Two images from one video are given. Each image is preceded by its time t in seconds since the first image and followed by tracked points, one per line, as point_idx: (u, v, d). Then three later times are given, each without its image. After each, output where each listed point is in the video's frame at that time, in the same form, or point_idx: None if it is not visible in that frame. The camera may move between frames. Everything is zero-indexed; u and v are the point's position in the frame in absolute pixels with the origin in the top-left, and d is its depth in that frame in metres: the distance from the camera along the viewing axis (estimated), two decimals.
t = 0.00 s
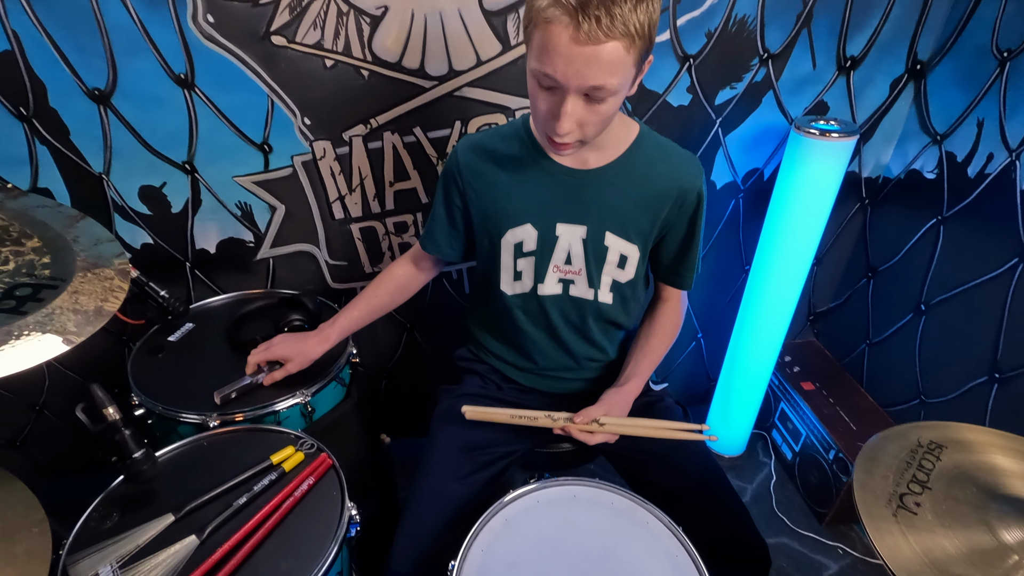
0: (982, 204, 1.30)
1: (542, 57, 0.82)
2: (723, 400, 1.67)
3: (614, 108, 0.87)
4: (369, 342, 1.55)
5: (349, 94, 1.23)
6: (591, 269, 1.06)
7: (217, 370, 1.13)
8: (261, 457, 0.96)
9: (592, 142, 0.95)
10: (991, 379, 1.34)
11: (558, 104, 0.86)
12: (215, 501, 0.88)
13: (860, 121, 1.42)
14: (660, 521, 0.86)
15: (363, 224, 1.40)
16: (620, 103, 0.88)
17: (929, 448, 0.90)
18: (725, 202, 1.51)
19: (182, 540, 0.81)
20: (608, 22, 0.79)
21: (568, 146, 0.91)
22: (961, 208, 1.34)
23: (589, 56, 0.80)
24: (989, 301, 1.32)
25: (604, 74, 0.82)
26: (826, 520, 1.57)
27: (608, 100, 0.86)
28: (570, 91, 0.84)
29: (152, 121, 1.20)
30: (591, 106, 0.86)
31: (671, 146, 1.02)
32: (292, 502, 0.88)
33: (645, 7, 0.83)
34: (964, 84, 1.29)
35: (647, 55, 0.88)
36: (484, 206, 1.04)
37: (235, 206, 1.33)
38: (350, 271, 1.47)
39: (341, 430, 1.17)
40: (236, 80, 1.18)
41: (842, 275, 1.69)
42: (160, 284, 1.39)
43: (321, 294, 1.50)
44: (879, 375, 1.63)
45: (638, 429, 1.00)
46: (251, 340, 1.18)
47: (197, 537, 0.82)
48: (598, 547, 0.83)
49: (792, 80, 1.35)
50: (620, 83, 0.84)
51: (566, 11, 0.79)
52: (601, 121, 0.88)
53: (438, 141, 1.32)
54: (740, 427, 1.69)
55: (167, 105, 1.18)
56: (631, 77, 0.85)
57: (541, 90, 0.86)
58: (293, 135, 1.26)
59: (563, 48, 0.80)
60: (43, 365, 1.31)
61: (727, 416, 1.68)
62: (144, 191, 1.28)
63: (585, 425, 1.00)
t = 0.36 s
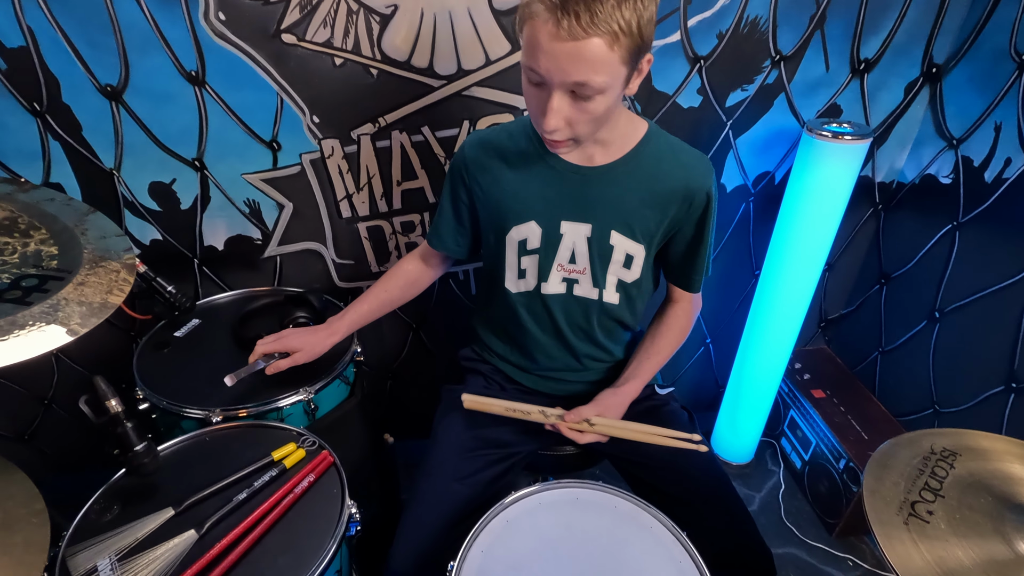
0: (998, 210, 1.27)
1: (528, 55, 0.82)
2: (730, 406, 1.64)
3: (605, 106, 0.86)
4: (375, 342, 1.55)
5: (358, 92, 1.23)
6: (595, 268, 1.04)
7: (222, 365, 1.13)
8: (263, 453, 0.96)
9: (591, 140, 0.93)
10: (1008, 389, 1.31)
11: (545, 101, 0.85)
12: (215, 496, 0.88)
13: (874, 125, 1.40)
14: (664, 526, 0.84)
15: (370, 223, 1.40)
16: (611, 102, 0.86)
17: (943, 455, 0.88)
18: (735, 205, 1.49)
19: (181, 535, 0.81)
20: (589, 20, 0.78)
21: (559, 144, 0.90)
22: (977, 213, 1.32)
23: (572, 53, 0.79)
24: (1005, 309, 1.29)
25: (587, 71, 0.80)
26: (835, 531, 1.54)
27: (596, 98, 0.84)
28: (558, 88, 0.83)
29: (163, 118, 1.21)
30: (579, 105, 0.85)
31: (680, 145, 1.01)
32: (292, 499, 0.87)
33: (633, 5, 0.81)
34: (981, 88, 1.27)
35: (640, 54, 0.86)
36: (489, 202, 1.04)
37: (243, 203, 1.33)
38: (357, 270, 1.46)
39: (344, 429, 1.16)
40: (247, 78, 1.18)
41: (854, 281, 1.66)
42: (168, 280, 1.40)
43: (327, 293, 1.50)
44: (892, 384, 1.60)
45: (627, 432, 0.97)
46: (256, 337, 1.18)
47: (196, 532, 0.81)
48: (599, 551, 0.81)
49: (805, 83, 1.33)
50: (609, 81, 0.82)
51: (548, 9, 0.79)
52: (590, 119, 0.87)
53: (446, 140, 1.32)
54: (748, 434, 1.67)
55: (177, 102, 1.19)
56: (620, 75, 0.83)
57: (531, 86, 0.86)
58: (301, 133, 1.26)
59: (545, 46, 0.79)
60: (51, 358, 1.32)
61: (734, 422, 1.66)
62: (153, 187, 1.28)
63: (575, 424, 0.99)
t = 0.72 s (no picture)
0: (1021, 213, 1.23)
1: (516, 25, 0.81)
2: (739, 410, 1.61)
3: (595, 79, 0.83)
4: (381, 339, 1.54)
5: (367, 86, 1.23)
6: (598, 266, 1.03)
7: (226, 359, 1.13)
8: (263, 446, 0.95)
9: (588, 125, 0.91)
10: None
11: (534, 74, 0.83)
12: (214, 489, 0.87)
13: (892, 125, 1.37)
14: (669, 530, 0.82)
15: (377, 219, 1.40)
16: (603, 75, 0.83)
17: (962, 462, 0.85)
18: (747, 206, 1.46)
19: (178, 527, 0.80)
20: None
21: (552, 121, 0.88)
22: (998, 216, 1.28)
23: (556, 17, 0.77)
24: None
25: (572, 36, 0.78)
26: (847, 541, 1.50)
27: (585, 69, 0.82)
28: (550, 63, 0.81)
29: (172, 111, 1.21)
30: (570, 77, 0.82)
31: (686, 141, 0.99)
32: (291, 493, 0.86)
33: None
34: (1004, 87, 1.23)
35: (634, 29, 0.84)
36: (493, 198, 1.02)
37: (251, 196, 1.33)
38: (363, 266, 1.46)
39: (346, 426, 1.15)
40: (256, 71, 1.18)
41: (869, 285, 1.63)
42: (176, 273, 1.40)
43: (334, 289, 1.50)
44: (907, 391, 1.56)
45: (587, 427, 0.95)
46: (261, 331, 1.18)
47: (194, 524, 0.81)
48: (600, 554, 0.79)
49: (821, 81, 1.30)
50: (598, 50, 0.80)
51: None
52: (582, 94, 0.84)
53: (455, 136, 1.31)
54: (756, 440, 1.64)
55: (187, 94, 1.19)
56: (611, 45, 0.81)
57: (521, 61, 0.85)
58: (309, 127, 1.26)
59: (530, 12, 0.78)
60: (60, 349, 1.32)
61: (743, 427, 1.63)
62: (162, 180, 1.29)
63: (538, 408, 0.99)
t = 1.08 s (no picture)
0: None
1: None
2: (757, 410, 1.58)
3: (611, 50, 0.80)
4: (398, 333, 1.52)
5: (390, 76, 1.21)
6: (613, 259, 1.00)
7: (244, 349, 1.11)
8: (280, 438, 0.94)
9: (606, 105, 0.89)
10: None
11: (548, 48, 0.81)
12: (231, 479, 0.85)
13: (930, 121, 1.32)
14: (697, 536, 0.79)
15: (397, 211, 1.38)
16: (619, 47, 0.81)
17: (1012, 474, 0.81)
18: (775, 204, 1.42)
19: (194, 518, 0.79)
20: None
21: (567, 97, 0.85)
22: None
23: None
24: None
25: (583, 2, 0.76)
26: (873, 551, 1.46)
27: (599, 39, 0.79)
28: (574, 44, 0.80)
29: (194, 98, 1.20)
30: (584, 48, 0.80)
31: (711, 132, 0.94)
32: (307, 487, 0.85)
33: None
34: None
35: None
36: (508, 186, 1.02)
37: (271, 186, 1.32)
38: (382, 259, 1.44)
39: (363, 420, 1.14)
40: (278, 59, 1.17)
41: (899, 288, 1.56)
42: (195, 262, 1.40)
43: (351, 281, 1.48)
44: (938, 397, 1.53)
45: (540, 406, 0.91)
46: (279, 321, 1.17)
47: (210, 515, 0.79)
48: (624, 557, 0.76)
49: (856, 74, 1.26)
50: (612, 18, 0.77)
51: None
52: (598, 67, 0.81)
53: (477, 127, 1.28)
54: (779, 445, 1.60)
55: (210, 82, 1.18)
56: (626, 14, 0.78)
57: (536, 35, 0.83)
58: (331, 117, 1.24)
59: None
60: (79, 336, 1.33)
61: (761, 428, 1.59)
62: (183, 168, 1.28)
63: (506, 381, 0.95)
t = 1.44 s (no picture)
0: None
1: None
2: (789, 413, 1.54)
3: (656, 29, 0.77)
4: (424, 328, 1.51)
5: (424, 66, 1.18)
6: (644, 257, 0.96)
7: (273, 342, 1.10)
8: (310, 434, 0.92)
9: (649, 92, 0.86)
10: None
11: (590, 22, 0.79)
12: (262, 475, 0.84)
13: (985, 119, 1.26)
14: (743, 550, 0.75)
15: (426, 204, 1.36)
16: (665, 26, 0.77)
17: None
18: (816, 203, 1.37)
19: (226, 513, 0.78)
20: None
21: (606, 78, 0.82)
22: None
23: None
24: None
25: None
26: (909, 565, 1.41)
27: (645, 17, 0.76)
28: (626, 32, 0.77)
29: (227, 87, 1.19)
30: (627, 25, 0.77)
31: (757, 131, 0.90)
32: (339, 484, 0.83)
33: None
34: None
35: None
36: (543, 175, 1.00)
37: (301, 177, 1.31)
38: (410, 253, 1.42)
39: (391, 417, 1.12)
40: (312, 48, 1.15)
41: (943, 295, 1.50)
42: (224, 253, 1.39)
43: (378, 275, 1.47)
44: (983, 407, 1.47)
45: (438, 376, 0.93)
46: (308, 314, 1.16)
47: (241, 511, 0.78)
48: (666, 568, 0.73)
49: (908, 69, 1.20)
50: None
51: None
52: (639, 46, 0.78)
53: (511, 120, 1.25)
54: (812, 451, 1.55)
55: (243, 70, 1.17)
56: None
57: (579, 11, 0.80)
58: (363, 107, 1.22)
59: None
60: (110, 324, 1.33)
61: (790, 432, 1.55)
62: (214, 158, 1.27)
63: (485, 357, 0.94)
